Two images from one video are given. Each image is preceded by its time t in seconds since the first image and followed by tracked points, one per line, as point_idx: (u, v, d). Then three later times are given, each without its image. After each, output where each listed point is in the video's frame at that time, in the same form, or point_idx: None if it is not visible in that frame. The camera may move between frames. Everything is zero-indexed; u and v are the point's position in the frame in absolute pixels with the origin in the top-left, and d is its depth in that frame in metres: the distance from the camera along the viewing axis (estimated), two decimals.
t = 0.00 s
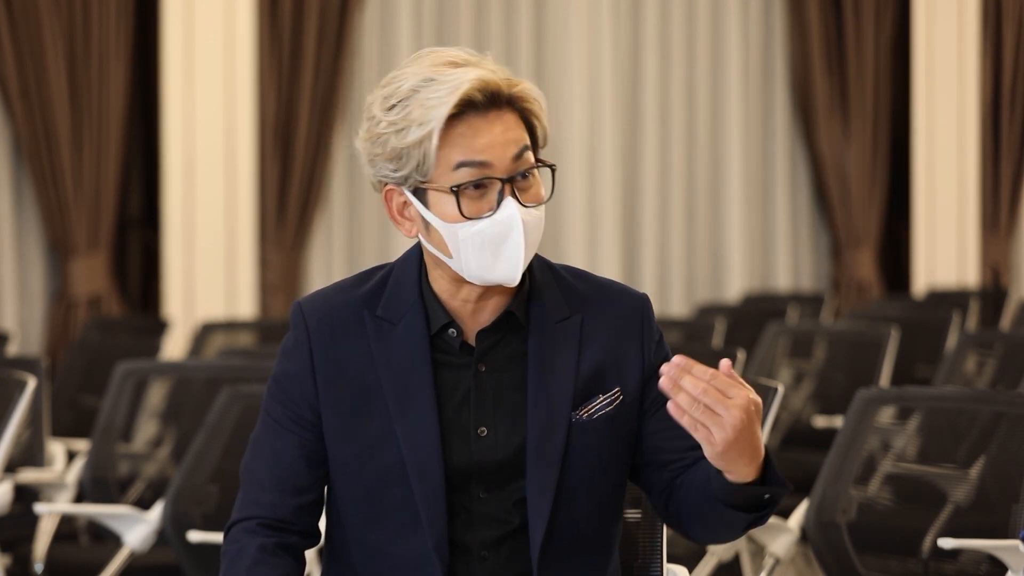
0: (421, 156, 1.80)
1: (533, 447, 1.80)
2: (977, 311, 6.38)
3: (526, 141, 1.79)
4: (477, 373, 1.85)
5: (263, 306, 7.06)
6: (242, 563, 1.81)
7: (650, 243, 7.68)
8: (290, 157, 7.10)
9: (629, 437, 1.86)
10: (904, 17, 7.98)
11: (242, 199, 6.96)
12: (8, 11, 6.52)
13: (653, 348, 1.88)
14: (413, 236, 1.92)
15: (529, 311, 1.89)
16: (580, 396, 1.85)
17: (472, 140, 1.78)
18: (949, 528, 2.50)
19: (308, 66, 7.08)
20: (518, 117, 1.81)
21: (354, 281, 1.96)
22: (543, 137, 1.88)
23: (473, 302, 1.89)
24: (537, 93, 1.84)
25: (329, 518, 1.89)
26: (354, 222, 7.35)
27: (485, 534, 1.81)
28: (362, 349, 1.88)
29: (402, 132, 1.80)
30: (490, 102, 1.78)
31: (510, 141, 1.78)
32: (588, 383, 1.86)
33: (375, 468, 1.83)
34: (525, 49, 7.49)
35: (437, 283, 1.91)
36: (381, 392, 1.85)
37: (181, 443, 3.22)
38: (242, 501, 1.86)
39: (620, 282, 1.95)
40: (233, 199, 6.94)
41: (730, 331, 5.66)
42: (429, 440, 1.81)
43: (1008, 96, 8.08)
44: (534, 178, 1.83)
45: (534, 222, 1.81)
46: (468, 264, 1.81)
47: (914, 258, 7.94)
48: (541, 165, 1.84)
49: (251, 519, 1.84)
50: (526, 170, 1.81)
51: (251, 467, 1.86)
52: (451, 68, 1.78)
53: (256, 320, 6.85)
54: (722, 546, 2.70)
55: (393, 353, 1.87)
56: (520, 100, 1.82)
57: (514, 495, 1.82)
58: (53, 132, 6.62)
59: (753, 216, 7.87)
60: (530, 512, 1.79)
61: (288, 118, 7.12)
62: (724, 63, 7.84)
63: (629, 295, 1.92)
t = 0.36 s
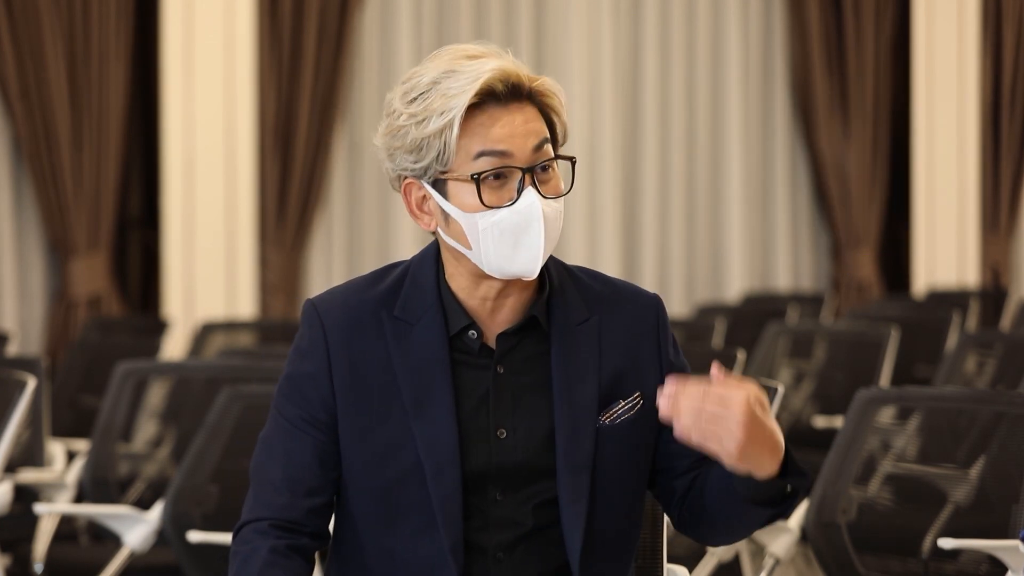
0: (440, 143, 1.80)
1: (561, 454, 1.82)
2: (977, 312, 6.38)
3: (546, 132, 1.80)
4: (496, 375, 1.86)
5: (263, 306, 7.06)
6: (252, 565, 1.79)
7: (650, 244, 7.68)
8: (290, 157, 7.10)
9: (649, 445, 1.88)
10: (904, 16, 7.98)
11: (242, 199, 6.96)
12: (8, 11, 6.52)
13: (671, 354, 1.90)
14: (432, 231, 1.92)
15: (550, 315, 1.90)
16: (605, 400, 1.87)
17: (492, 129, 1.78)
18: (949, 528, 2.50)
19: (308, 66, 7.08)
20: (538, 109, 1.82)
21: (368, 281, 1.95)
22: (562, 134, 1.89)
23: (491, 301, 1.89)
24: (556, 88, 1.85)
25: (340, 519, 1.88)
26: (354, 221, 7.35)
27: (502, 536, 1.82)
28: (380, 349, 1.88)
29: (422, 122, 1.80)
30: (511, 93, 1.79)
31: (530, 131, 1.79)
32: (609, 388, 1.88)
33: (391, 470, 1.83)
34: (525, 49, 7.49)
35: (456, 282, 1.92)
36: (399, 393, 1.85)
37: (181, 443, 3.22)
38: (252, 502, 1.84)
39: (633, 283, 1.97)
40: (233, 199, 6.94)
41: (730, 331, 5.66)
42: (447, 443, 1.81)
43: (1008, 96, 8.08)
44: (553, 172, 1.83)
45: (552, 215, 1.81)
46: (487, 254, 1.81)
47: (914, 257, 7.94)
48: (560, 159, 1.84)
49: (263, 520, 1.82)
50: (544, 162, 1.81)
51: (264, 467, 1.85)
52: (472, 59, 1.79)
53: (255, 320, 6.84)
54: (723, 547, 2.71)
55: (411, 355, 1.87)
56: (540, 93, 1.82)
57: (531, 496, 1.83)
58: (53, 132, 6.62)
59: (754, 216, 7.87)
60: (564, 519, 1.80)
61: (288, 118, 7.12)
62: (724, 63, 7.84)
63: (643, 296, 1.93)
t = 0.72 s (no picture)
0: (438, 154, 1.80)
1: (559, 458, 1.81)
2: (977, 312, 6.37)
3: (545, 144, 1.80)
4: (497, 379, 1.86)
5: (263, 306, 7.06)
6: (255, 565, 1.79)
7: (650, 244, 7.68)
8: (290, 156, 7.10)
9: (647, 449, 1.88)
10: (904, 16, 7.98)
11: (242, 199, 6.95)
12: (8, 11, 6.52)
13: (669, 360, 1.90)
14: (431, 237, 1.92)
15: (551, 319, 1.90)
16: (603, 407, 1.87)
17: (493, 141, 1.78)
18: (949, 528, 2.50)
19: (308, 66, 7.08)
20: (540, 120, 1.82)
21: (368, 283, 1.95)
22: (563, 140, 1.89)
23: (491, 307, 1.89)
24: (558, 96, 1.84)
25: (341, 521, 1.87)
26: (354, 220, 7.35)
27: (503, 538, 1.81)
28: (379, 352, 1.88)
29: (423, 132, 1.80)
30: (512, 105, 1.78)
31: (530, 143, 1.78)
32: (609, 393, 1.88)
33: (392, 473, 1.83)
34: (525, 49, 7.49)
35: (457, 288, 1.91)
36: (399, 396, 1.85)
37: (181, 443, 3.22)
38: (253, 503, 1.84)
39: (635, 290, 1.96)
40: (233, 199, 6.94)
41: (730, 331, 5.66)
42: (448, 446, 1.81)
43: (1008, 96, 8.08)
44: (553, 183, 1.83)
45: (551, 225, 1.82)
46: (485, 265, 1.82)
47: (914, 257, 7.94)
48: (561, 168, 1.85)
49: (264, 521, 1.82)
50: (544, 173, 1.81)
51: (265, 468, 1.85)
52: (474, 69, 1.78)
53: (255, 320, 6.84)
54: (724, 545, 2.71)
55: (411, 357, 1.86)
56: (542, 103, 1.82)
57: (529, 500, 1.83)
58: (53, 132, 6.62)
59: (753, 216, 7.87)
60: (563, 526, 1.80)
61: (288, 118, 7.11)
62: (724, 63, 7.84)
63: (643, 302, 1.93)
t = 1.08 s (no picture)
0: (407, 146, 1.81)
1: (561, 460, 1.82)
2: (977, 312, 6.37)
3: (517, 147, 1.79)
4: (491, 379, 1.86)
5: (263, 306, 7.06)
6: (253, 568, 1.79)
7: (651, 244, 7.68)
8: (290, 156, 7.10)
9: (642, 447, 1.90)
10: (904, 16, 7.98)
11: (242, 198, 6.95)
12: (8, 10, 6.52)
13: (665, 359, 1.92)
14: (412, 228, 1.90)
15: (547, 319, 1.90)
16: (600, 405, 1.88)
17: (460, 137, 1.78)
18: (950, 528, 2.51)
19: (308, 66, 7.08)
20: (519, 124, 1.81)
21: (361, 284, 1.95)
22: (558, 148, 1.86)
23: (478, 307, 1.88)
24: (547, 103, 1.83)
25: (337, 523, 1.87)
26: (354, 220, 7.35)
27: (501, 538, 1.82)
28: (373, 353, 1.87)
29: (400, 122, 1.82)
30: (487, 104, 1.79)
31: (498, 145, 1.78)
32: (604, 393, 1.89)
33: (387, 474, 1.83)
34: (525, 49, 7.49)
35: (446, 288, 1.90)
36: (394, 397, 1.85)
37: (181, 443, 3.22)
38: (250, 507, 1.84)
39: (623, 286, 1.98)
40: (233, 199, 6.94)
41: (730, 331, 5.66)
42: (444, 447, 1.81)
43: (1008, 96, 8.07)
44: (525, 187, 1.82)
45: (516, 228, 1.80)
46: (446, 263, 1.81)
47: (915, 257, 7.94)
48: (538, 174, 1.82)
49: (261, 525, 1.82)
50: (511, 176, 1.80)
51: (260, 471, 1.85)
52: (457, 66, 1.80)
53: (255, 320, 6.84)
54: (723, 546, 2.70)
55: (405, 358, 1.86)
56: (526, 107, 1.82)
57: (526, 501, 1.84)
58: (53, 132, 6.62)
59: (753, 216, 7.88)
60: (564, 530, 1.81)
61: (288, 118, 7.11)
62: (724, 63, 7.84)
63: (633, 299, 1.95)
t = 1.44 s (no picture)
0: (405, 134, 1.84)
1: (546, 458, 1.82)
2: (977, 312, 6.37)
3: (509, 144, 1.80)
4: (484, 377, 1.86)
5: (263, 306, 7.06)
6: (254, 566, 1.78)
7: (651, 244, 7.68)
8: (289, 156, 7.10)
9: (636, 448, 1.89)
10: (904, 16, 7.98)
11: (242, 198, 6.95)
12: (7, 10, 6.52)
13: (660, 361, 1.91)
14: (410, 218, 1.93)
15: (538, 319, 1.90)
16: (592, 406, 1.88)
17: (455, 128, 1.80)
18: (949, 528, 2.51)
19: (308, 66, 7.08)
20: (519, 123, 1.82)
21: (358, 282, 1.95)
22: (560, 151, 1.87)
23: (470, 302, 1.89)
24: (550, 105, 1.84)
25: (336, 522, 1.87)
26: (354, 220, 7.35)
27: (496, 536, 1.82)
28: (368, 350, 1.87)
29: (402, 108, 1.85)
30: (485, 100, 1.80)
31: (490, 141, 1.80)
32: (597, 393, 1.88)
33: (384, 471, 1.83)
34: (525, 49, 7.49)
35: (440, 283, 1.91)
36: (389, 394, 1.85)
37: (181, 443, 3.22)
38: (249, 505, 1.84)
39: (622, 290, 1.98)
40: (233, 199, 6.93)
41: (730, 331, 5.66)
42: (439, 443, 1.81)
43: (1008, 96, 8.07)
44: (514, 186, 1.84)
45: (499, 225, 1.82)
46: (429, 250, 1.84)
47: (914, 257, 7.94)
48: (531, 176, 1.84)
49: (260, 523, 1.82)
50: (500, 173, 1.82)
51: (260, 468, 1.84)
52: (461, 59, 1.82)
53: (255, 320, 6.84)
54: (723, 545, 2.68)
55: (401, 355, 1.87)
56: (527, 107, 1.82)
57: (519, 499, 1.83)
58: (53, 132, 6.61)
59: (753, 216, 7.88)
60: (551, 527, 1.80)
61: (288, 118, 7.11)
62: (724, 63, 7.85)
63: (633, 302, 1.95)
